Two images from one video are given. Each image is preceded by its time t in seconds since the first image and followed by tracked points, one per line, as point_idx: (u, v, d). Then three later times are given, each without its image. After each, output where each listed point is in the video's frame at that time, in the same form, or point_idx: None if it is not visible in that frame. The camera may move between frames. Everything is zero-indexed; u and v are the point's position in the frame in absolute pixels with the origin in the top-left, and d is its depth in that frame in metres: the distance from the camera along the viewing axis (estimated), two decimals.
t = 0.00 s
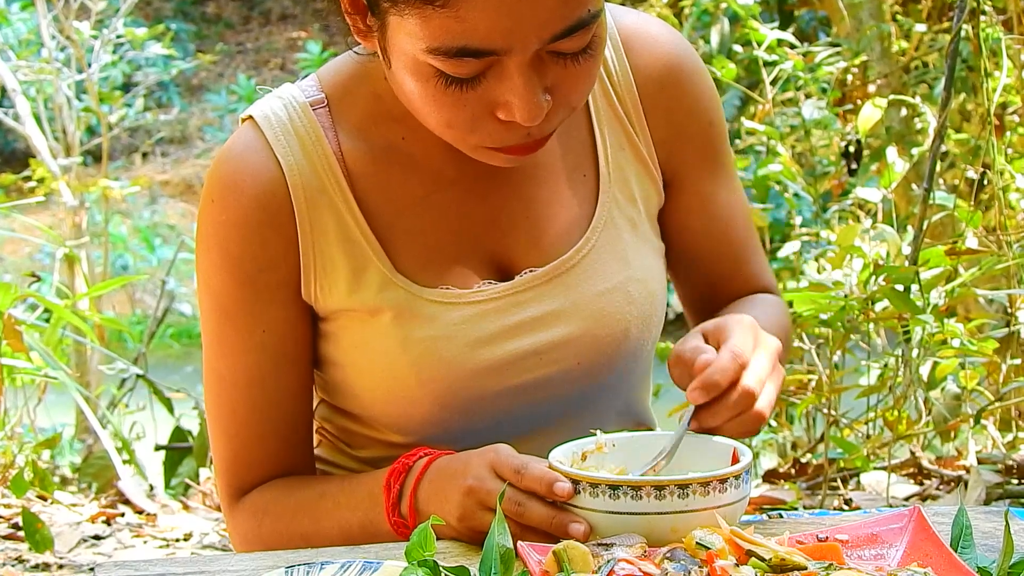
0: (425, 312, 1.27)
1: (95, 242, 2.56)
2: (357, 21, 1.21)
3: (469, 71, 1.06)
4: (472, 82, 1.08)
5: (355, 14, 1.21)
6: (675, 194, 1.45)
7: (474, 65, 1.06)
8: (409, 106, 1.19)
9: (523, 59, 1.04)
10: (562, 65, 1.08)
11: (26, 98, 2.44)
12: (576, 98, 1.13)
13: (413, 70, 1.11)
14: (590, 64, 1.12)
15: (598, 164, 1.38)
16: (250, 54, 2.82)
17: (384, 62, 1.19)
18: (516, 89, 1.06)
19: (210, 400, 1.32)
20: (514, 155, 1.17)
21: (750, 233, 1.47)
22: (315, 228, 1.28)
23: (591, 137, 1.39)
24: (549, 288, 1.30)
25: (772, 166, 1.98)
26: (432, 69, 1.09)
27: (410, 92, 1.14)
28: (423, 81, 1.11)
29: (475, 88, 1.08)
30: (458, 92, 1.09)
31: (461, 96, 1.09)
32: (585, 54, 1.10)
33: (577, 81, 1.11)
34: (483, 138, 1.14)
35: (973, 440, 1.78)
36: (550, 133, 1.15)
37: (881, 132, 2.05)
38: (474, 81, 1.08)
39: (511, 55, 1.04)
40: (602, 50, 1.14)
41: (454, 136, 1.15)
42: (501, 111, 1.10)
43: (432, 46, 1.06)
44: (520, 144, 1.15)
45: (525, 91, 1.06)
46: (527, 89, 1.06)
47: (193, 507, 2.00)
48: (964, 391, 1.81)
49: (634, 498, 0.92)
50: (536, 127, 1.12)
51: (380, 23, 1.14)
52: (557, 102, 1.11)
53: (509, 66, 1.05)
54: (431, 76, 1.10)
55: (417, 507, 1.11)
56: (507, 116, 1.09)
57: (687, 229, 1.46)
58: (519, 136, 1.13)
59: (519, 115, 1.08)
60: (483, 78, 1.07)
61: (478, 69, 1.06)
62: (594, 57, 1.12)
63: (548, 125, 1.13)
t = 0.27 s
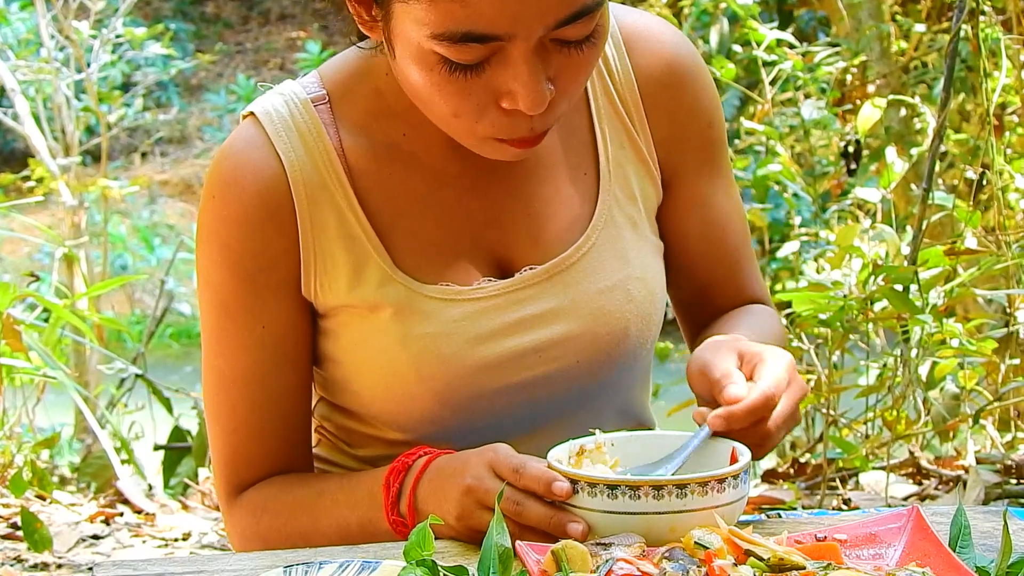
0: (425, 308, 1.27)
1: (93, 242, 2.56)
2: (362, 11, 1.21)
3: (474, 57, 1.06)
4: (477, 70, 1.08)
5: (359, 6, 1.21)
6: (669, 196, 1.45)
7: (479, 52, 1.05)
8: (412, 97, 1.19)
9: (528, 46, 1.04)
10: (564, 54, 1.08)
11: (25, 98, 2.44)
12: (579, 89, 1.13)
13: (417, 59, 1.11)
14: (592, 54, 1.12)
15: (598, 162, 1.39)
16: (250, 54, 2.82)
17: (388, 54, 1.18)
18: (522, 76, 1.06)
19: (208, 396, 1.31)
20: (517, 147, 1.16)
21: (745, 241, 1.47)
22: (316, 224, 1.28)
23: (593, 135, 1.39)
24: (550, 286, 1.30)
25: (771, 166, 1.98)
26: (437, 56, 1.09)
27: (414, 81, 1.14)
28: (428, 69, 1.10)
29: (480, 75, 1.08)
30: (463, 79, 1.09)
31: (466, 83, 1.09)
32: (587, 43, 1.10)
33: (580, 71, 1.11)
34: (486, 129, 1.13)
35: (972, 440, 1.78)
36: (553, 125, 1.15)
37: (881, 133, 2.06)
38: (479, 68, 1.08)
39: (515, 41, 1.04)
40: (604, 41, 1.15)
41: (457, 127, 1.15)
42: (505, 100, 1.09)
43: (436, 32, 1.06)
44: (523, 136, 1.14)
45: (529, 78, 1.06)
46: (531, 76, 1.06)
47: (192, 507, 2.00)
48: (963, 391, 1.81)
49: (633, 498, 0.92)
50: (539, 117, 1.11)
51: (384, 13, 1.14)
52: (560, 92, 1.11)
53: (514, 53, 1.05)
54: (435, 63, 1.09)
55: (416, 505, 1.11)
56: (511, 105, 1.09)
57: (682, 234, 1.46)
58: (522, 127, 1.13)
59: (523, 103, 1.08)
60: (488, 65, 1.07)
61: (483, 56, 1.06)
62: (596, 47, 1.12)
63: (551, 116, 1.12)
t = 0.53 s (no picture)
0: (420, 301, 1.27)
1: (93, 242, 2.55)
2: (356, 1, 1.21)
3: (468, 43, 1.06)
4: (471, 56, 1.08)
5: None
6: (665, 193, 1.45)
7: (473, 37, 1.05)
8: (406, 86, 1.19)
9: (522, 33, 1.05)
10: (560, 42, 1.08)
11: (25, 97, 2.44)
12: (575, 77, 1.13)
13: (411, 45, 1.11)
14: (588, 42, 1.11)
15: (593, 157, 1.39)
16: (250, 54, 2.77)
17: (381, 44, 1.18)
18: (516, 62, 1.06)
19: (203, 390, 1.31)
20: (510, 135, 1.15)
21: (744, 240, 1.47)
22: (311, 217, 1.28)
23: (589, 131, 1.40)
24: (546, 281, 1.31)
25: (771, 166, 1.98)
26: (431, 43, 1.09)
27: (407, 69, 1.14)
28: (421, 56, 1.10)
29: (474, 62, 1.08)
30: (456, 66, 1.09)
31: (460, 70, 1.09)
32: (583, 31, 1.10)
33: (576, 60, 1.11)
34: (480, 118, 1.13)
35: (971, 440, 1.78)
36: (548, 113, 1.14)
37: (880, 133, 2.05)
38: (473, 55, 1.08)
39: (510, 27, 1.04)
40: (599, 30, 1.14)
41: (450, 116, 1.14)
42: (499, 87, 1.09)
43: (431, 19, 1.06)
44: (517, 124, 1.14)
45: (524, 63, 1.06)
46: (526, 62, 1.06)
47: (192, 507, 2.02)
48: (963, 391, 1.81)
49: (632, 498, 0.92)
50: (533, 104, 1.11)
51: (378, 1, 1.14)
52: (556, 80, 1.10)
53: (509, 39, 1.05)
54: (429, 50, 1.09)
55: (414, 503, 1.11)
56: (505, 92, 1.09)
57: (683, 233, 1.45)
58: (516, 115, 1.12)
59: (517, 90, 1.08)
60: (483, 51, 1.07)
61: (478, 42, 1.06)
62: (592, 35, 1.12)
63: (546, 104, 1.12)
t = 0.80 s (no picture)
0: (420, 295, 1.27)
1: (92, 241, 2.55)
2: None
3: (473, 25, 1.06)
4: (477, 39, 1.08)
5: None
6: (667, 190, 1.45)
7: (479, 20, 1.06)
8: (411, 73, 1.19)
9: (527, 16, 1.05)
10: (565, 26, 1.08)
11: (24, 97, 2.44)
12: (581, 63, 1.13)
13: (417, 29, 1.11)
14: (593, 28, 1.11)
15: (594, 151, 1.39)
16: (248, 53, 2.75)
17: (389, 29, 1.19)
18: (520, 46, 1.06)
19: (202, 384, 1.31)
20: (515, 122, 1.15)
21: (749, 239, 1.46)
22: (311, 210, 1.28)
23: (590, 127, 1.40)
24: (546, 275, 1.31)
25: (770, 165, 1.97)
26: (436, 26, 1.09)
27: (413, 54, 1.14)
28: (427, 39, 1.11)
29: (479, 44, 1.08)
30: (462, 49, 1.09)
31: (465, 53, 1.09)
32: (588, 15, 1.10)
33: (581, 46, 1.11)
34: (484, 102, 1.13)
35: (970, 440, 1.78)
36: (553, 100, 1.14)
37: (879, 133, 2.06)
38: (478, 39, 1.08)
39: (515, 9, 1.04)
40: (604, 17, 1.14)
41: (456, 101, 1.14)
42: (504, 71, 1.09)
43: None
44: (521, 109, 1.14)
45: (529, 46, 1.06)
46: (530, 45, 1.06)
47: (189, 506, 2.01)
48: (961, 391, 1.81)
49: (631, 498, 0.92)
50: (538, 89, 1.11)
51: None
52: (562, 65, 1.10)
53: (514, 22, 1.05)
54: (435, 33, 1.10)
55: (411, 500, 1.11)
56: (510, 76, 1.09)
57: (685, 232, 1.46)
58: (521, 99, 1.12)
59: (522, 74, 1.08)
60: (488, 35, 1.07)
61: (483, 24, 1.06)
62: (597, 20, 1.12)
63: (551, 89, 1.12)
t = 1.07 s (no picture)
0: (422, 293, 1.27)
1: (88, 240, 2.55)
2: None
3: (483, 7, 1.06)
4: (487, 21, 1.08)
5: None
6: (672, 192, 1.45)
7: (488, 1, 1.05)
8: (418, 60, 1.18)
9: None
10: (574, 13, 1.08)
11: (20, 95, 2.44)
12: (586, 54, 1.13)
13: (427, 11, 1.11)
14: (600, 19, 1.12)
15: (597, 150, 1.39)
16: (245, 52, 2.75)
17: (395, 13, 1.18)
18: (529, 28, 1.06)
19: (203, 379, 1.31)
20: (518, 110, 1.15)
21: (761, 247, 1.44)
22: (315, 207, 1.28)
23: (593, 126, 1.40)
24: (548, 276, 1.31)
25: (767, 164, 1.98)
26: (447, 7, 1.09)
27: (419, 35, 1.14)
28: (437, 20, 1.10)
29: (489, 27, 1.08)
30: (471, 31, 1.09)
31: (474, 36, 1.09)
32: (596, 6, 1.10)
33: (587, 36, 1.11)
34: (491, 87, 1.12)
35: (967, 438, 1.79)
36: (557, 89, 1.14)
37: (875, 131, 2.05)
38: (488, 20, 1.07)
39: None
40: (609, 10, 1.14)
41: (460, 85, 1.14)
42: (512, 56, 1.09)
43: None
44: (526, 97, 1.13)
45: (538, 31, 1.06)
46: (540, 29, 1.06)
47: (187, 503, 2.01)
48: (958, 390, 1.82)
49: (629, 497, 0.92)
50: (545, 75, 1.11)
51: None
52: (569, 52, 1.10)
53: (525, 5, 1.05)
54: (445, 14, 1.09)
55: (407, 498, 1.11)
56: (518, 61, 1.09)
57: (694, 236, 1.45)
58: (527, 87, 1.12)
59: (531, 59, 1.08)
60: (498, 18, 1.07)
61: (494, 7, 1.06)
62: (604, 11, 1.12)
63: (557, 78, 1.12)
